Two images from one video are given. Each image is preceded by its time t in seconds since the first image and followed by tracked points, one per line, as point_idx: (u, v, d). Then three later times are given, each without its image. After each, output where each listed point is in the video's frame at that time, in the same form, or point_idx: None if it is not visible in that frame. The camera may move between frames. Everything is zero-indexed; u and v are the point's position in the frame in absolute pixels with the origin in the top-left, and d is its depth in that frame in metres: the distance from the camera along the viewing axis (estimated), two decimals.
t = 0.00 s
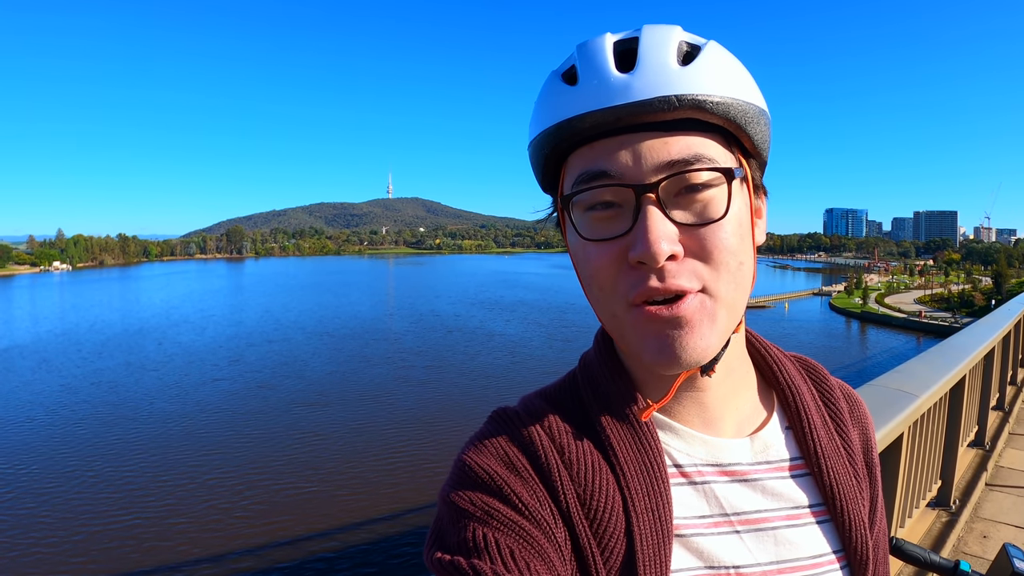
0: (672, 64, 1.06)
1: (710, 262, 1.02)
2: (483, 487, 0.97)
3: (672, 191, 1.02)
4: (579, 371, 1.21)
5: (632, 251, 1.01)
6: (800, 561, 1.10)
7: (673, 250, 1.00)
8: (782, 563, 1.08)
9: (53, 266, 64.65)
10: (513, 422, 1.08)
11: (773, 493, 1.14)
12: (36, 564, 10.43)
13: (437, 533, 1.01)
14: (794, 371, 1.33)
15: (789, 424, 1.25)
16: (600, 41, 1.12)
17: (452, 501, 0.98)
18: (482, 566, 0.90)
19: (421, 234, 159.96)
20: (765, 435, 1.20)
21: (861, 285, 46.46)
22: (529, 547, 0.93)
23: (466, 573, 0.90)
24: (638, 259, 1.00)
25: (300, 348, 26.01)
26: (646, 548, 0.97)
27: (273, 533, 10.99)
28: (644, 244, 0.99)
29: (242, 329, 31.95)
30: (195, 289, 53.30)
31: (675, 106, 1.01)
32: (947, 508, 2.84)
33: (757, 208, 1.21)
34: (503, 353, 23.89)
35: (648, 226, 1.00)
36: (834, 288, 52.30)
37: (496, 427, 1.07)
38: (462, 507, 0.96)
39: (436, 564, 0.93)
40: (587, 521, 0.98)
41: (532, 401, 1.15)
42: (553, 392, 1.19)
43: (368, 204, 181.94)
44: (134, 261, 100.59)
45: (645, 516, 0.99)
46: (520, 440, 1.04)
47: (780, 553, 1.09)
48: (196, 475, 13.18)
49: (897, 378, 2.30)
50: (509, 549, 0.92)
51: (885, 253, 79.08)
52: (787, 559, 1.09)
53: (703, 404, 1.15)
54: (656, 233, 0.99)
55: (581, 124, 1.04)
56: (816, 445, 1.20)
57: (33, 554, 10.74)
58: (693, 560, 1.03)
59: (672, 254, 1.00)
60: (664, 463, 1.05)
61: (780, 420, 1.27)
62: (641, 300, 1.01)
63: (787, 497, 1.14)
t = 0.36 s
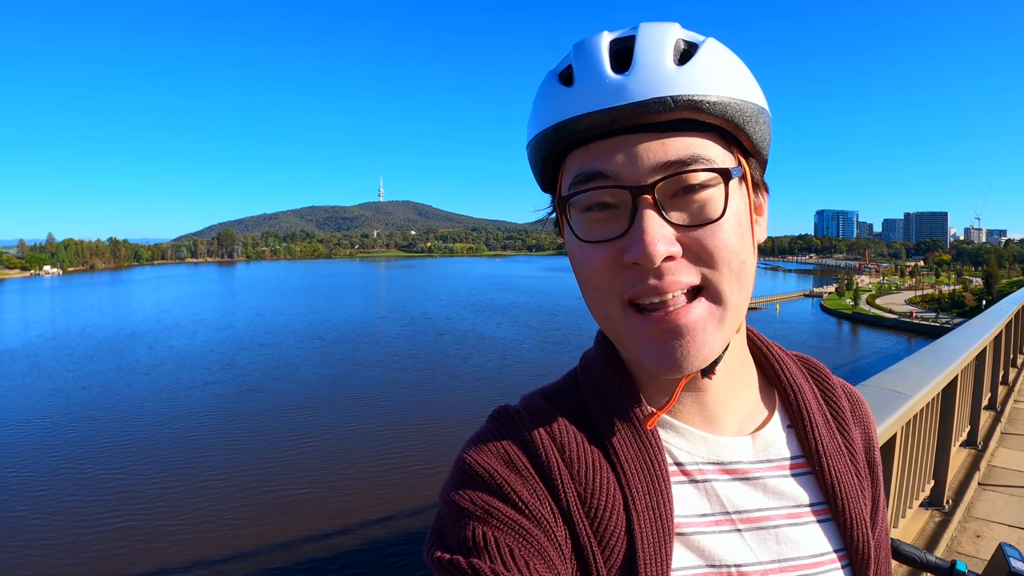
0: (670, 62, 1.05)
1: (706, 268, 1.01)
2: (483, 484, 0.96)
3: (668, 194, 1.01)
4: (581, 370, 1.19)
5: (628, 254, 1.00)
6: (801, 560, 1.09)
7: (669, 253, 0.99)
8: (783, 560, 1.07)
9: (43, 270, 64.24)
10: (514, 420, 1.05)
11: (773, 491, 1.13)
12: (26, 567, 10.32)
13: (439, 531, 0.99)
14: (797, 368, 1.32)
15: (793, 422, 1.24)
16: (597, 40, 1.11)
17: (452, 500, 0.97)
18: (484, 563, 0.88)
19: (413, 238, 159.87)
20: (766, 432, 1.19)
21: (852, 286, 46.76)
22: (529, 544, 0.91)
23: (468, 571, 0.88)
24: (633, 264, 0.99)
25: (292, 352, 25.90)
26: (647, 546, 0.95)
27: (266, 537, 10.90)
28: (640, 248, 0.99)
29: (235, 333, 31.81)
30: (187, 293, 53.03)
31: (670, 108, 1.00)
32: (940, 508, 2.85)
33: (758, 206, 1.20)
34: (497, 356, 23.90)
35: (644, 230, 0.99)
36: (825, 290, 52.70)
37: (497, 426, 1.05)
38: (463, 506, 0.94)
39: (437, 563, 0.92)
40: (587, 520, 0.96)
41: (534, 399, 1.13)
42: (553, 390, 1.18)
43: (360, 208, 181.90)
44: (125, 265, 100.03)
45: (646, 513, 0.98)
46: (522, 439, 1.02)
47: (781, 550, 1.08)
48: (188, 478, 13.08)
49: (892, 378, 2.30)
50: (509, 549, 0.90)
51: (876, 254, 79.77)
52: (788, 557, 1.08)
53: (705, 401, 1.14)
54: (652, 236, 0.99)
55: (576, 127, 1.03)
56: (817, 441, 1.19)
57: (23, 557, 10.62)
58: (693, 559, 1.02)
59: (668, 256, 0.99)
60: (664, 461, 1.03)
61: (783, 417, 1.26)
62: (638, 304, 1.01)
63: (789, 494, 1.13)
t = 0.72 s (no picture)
0: (680, 60, 1.05)
1: (711, 266, 1.01)
2: (485, 482, 0.95)
3: (676, 193, 1.01)
4: (582, 367, 1.19)
5: (632, 253, 1.00)
6: (801, 559, 1.08)
7: (675, 253, 0.99)
8: (783, 558, 1.07)
9: (37, 271, 63.85)
10: (518, 417, 1.05)
11: (775, 490, 1.12)
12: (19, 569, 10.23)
13: (439, 529, 0.99)
14: (797, 367, 1.32)
15: (793, 421, 1.24)
16: (606, 34, 1.11)
17: (454, 497, 0.96)
18: (484, 561, 0.88)
19: (408, 241, 159.75)
20: (768, 431, 1.19)
21: (846, 289, 46.94)
22: (530, 541, 0.91)
23: (468, 567, 0.88)
24: (639, 261, 0.99)
25: (287, 355, 25.83)
26: (649, 545, 0.95)
27: (261, 540, 10.81)
28: (645, 247, 0.99)
29: (229, 336, 31.67)
30: (181, 296, 52.82)
31: (680, 106, 0.99)
32: (936, 510, 2.86)
33: (762, 204, 1.20)
34: (493, 359, 23.88)
35: (650, 229, 0.98)
36: (819, 293, 52.88)
37: (499, 423, 1.05)
38: (464, 504, 0.94)
39: (438, 560, 0.91)
40: (589, 517, 0.95)
41: (535, 397, 1.12)
42: (555, 388, 1.17)
43: (355, 211, 181.75)
44: (119, 267, 99.49)
45: (648, 511, 0.97)
46: (524, 436, 1.01)
47: (782, 549, 1.08)
48: (182, 481, 12.99)
49: (889, 380, 2.31)
50: (511, 545, 0.89)
51: (870, 258, 80.17)
52: (790, 556, 1.07)
53: (707, 400, 1.13)
54: (657, 236, 0.98)
55: (583, 123, 1.02)
56: (818, 440, 1.19)
57: (16, 558, 10.54)
58: (694, 557, 1.01)
59: (675, 255, 0.99)
60: (665, 458, 1.03)
61: (784, 416, 1.25)
62: (641, 300, 1.01)
63: (788, 493, 1.13)
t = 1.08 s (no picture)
0: (685, 51, 1.04)
1: (712, 261, 1.01)
2: (477, 476, 0.96)
3: (677, 185, 1.01)
4: (577, 360, 1.19)
5: (632, 246, 1.00)
6: (797, 554, 1.08)
7: (675, 247, 0.99)
8: (777, 554, 1.07)
9: (43, 270, 64.13)
10: (510, 412, 1.05)
11: (770, 484, 1.12)
12: (30, 566, 10.37)
13: (432, 523, 0.99)
14: (795, 361, 1.32)
15: (789, 414, 1.24)
16: (608, 23, 1.11)
17: (447, 491, 0.96)
18: (475, 556, 0.88)
19: (412, 237, 159.84)
20: (763, 424, 1.19)
21: (851, 284, 46.78)
22: (523, 537, 0.91)
23: (459, 564, 0.88)
24: (637, 254, 0.99)
25: (292, 352, 25.94)
26: (643, 539, 0.95)
27: (268, 538, 10.87)
28: (645, 241, 0.98)
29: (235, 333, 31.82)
30: (186, 294, 53.03)
31: (683, 98, 0.99)
32: (942, 503, 2.85)
33: (763, 198, 1.20)
34: (497, 355, 23.92)
35: (650, 222, 0.98)
36: (824, 288, 52.68)
37: (493, 417, 1.05)
38: (457, 498, 0.94)
39: (431, 556, 0.91)
40: (582, 511, 0.96)
41: (529, 391, 1.12)
42: (549, 380, 1.18)
43: (359, 207, 181.92)
44: (124, 265, 99.95)
45: (641, 503, 0.98)
46: (519, 430, 1.01)
47: (776, 545, 1.08)
48: (189, 478, 13.07)
49: (894, 373, 2.30)
50: (503, 541, 0.90)
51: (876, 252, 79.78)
52: (784, 551, 1.07)
53: (702, 393, 1.14)
54: (657, 230, 0.98)
55: (584, 113, 1.02)
56: (814, 434, 1.19)
57: (27, 555, 10.67)
58: (686, 551, 1.02)
59: (674, 249, 0.99)
60: (660, 453, 1.03)
61: (779, 409, 1.26)
62: (638, 293, 1.01)
63: (784, 487, 1.13)
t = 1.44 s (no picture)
0: (663, 36, 1.06)
1: (690, 249, 1.03)
2: (453, 461, 0.98)
3: (655, 171, 1.02)
4: (556, 346, 1.21)
5: (611, 234, 1.01)
6: (774, 538, 1.10)
7: (653, 234, 1.01)
8: (755, 540, 1.08)
9: (47, 273, 64.40)
10: (487, 397, 1.06)
11: (748, 470, 1.14)
12: (35, 564, 10.46)
13: (409, 509, 1.01)
14: (773, 347, 1.33)
15: (767, 400, 1.26)
16: (587, 6, 1.13)
17: (424, 476, 0.98)
18: (451, 541, 0.90)
19: (414, 238, 160.08)
20: (742, 410, 1.21)
21: (854, 282, 46.69)
22: (499, 524, 0.93)
23: (438, 550, 0.90)
24: (616, 243, 1.01)
25: (296, 353, 26.06)
26: (619, 527, 0.97)
27: (271, 538, 10.89)
28: (624, 228, 1.00)
29: (238, 334, 31.97)
30: (190, 296, 53.25)
31: (662, 82, 1.00)
32: (946, 497, 2.86)
33: (744, 184, 1.22)
34: (499, 355, 23.96)
35: (627, 211, 1.00)
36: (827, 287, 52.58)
37: (471, 402, 1.06)
38: (434, 483, 0.96)
39: (408, 542, 0.93)
40: (558, 498, 0.97)
41: (508, 374, 1.14)
42: (529, 365, 1.19)
43: (361, 209, 182.33)
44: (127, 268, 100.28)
45: (617, 490, 0.99)
46: (497, 419, 1.03)
47: (754, 530, 1.09)
48: (193, 478, 13.14)
49: (896, 367, 2.31)
50: (479, 526, 0.92)
51: (879, 250, 79.58)
52: (762, 537, 1.09)
53: (680, 380, 1.15)
54: (635, 218, 1.00)
55: (564, 98, 1.04)
56: (792, 419, 1.21)
57: (33, 553, 10.76)
58: (663, 535, 1.03)
59: (652, 238, 1.01)
60: (637, 441, 1.05)
61: (758, 395, 1.27)
62: (617, 281, 1.03)
63: (762, 473, 1.15)
